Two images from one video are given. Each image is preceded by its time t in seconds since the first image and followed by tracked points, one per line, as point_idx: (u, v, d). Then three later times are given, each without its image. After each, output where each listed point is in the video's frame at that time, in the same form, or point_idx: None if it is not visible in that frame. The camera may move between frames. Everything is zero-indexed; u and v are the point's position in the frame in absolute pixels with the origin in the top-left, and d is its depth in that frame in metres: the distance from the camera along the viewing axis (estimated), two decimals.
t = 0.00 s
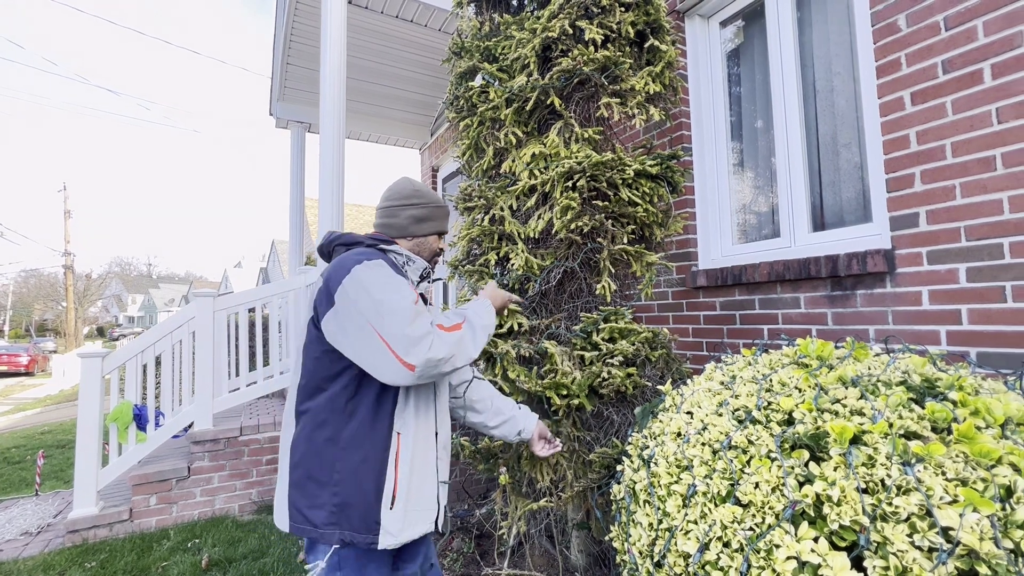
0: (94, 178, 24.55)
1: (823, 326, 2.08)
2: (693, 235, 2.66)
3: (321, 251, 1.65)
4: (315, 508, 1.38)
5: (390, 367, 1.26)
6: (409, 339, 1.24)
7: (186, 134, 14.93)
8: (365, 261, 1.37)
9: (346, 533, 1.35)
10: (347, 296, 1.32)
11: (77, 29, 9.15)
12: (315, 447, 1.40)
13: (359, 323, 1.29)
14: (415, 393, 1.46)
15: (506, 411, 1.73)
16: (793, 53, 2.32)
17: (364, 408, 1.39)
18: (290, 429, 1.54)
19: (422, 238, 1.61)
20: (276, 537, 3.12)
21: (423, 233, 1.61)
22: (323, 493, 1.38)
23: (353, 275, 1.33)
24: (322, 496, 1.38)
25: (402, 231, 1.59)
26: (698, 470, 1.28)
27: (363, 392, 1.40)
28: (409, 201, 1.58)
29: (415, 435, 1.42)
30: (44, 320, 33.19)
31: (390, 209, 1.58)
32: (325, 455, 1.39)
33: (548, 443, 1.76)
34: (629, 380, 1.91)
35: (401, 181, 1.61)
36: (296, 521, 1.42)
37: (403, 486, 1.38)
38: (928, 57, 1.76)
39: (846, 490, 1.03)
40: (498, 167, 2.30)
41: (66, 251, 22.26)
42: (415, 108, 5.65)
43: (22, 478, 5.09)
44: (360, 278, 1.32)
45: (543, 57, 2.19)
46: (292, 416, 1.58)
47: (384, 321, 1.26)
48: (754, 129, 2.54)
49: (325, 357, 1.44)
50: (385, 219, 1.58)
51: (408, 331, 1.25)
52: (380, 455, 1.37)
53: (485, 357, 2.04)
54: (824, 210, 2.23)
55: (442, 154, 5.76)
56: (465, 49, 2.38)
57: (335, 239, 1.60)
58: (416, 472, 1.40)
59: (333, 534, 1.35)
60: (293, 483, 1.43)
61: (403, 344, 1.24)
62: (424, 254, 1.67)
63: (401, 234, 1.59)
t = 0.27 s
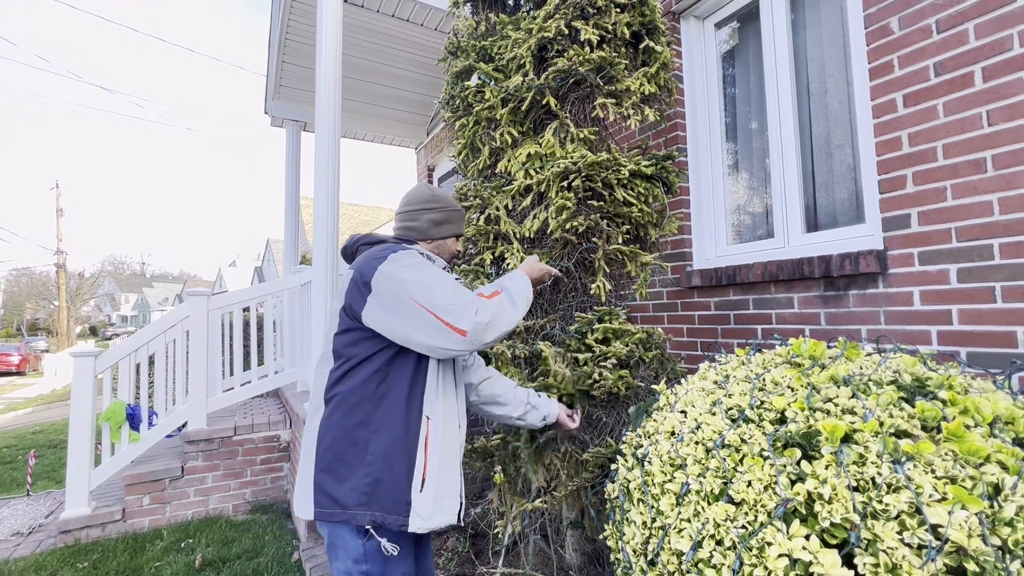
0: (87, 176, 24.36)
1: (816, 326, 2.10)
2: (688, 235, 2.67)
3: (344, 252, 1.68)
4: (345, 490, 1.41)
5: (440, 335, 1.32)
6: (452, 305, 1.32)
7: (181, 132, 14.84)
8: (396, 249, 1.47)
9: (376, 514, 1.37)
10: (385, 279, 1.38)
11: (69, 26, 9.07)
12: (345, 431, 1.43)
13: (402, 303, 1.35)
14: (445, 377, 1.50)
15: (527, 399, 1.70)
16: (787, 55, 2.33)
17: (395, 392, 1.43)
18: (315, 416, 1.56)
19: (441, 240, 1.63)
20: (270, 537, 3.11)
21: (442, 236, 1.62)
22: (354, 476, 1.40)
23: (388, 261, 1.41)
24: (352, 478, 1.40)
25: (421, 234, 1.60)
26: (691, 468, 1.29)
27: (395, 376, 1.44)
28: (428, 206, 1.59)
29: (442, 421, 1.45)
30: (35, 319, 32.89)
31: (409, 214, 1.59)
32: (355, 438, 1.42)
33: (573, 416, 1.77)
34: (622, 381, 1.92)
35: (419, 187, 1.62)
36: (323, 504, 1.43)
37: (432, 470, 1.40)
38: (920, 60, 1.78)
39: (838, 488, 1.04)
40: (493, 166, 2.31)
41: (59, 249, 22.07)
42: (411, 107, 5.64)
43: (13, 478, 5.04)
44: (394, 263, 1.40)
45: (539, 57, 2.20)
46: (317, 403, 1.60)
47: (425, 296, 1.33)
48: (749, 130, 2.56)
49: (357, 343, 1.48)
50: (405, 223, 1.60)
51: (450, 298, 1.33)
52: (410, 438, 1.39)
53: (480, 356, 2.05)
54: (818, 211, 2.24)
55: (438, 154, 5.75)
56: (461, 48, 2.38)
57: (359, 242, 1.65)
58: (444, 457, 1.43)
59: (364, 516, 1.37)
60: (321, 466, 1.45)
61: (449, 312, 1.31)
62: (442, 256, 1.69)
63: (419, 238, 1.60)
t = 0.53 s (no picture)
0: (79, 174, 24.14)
1: (808, 326, 2.12)
2: (682, 236, 2.69)
3: (352, 248, 1.67)
4: (374, 488, 1.39)
5: (476, 326, 1.34)
6: (484, 296, 1.34)
7: (174, 130, 14.73)
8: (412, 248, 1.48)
9: (408, 509, 1.36)
10: (411, 276, 1.38)
11: (61, 23, 8.99)
12: (373, 427, 1.41)
13: (430, 296, 1.36)
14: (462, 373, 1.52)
15: (510, 413, 1.66)
16: (780, 58, 2.35)
17: (422, 387, 1.44)
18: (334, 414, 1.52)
19: (448, 240, 1.63)
20: (264, 538, 3.10)
21: (449, 235, 1.62)
22: (384, 471, 1.39)
23: (410, 258, 1.42)
24: (383, 474, 1.39)
25: (428, 232, 1.60)
26: (684, 468, 1.30)
27: (421, 371, 1.45)
28: (437, 205, 1.59)
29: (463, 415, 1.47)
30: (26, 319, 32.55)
31: (418, 212, 1.59)
32: (383, 434, 1.41)
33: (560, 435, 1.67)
34: (620, 377, 1.94)
35: (427, 184, 1.62)
36: (352, 502, 1.40)
37: (456, 463, 1.42)
38: (911, 64, 1.80)
39: (827, 486, 1.06)
40: (489, 167, 2.31)
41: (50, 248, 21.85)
42: (406, 106, 5.63)
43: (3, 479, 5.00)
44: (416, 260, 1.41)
45: (534, 59, 2.21)
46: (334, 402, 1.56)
47: (456, 288, 1.35)
48: (743, 132, 2.57)
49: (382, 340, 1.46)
50: (414, 221, 1.60)
51: (480, 290, 1.35)
52: (437, 432, 1.41)
53: (475, 356, 2.05)
54: (810, 213, 2.26)
55: (434, 154, 5.74)
56: (457, 49, 2.39)
57: (369, 240, 1.64)
58: (467, 450, 1.46)
59: (396, 511, 1.36)
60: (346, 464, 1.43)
61: (481, 303, 1.33)
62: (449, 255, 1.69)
63: (427, 236, 1.61)
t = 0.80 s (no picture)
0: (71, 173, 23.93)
1: (801, 326, 2.13)
2: (676, 237, 2.70)
3: (361, 241, 1.55)
4: (429, 513, 1.26)
5: (516, 350, 1.26)
6: (528, 319, 1.27)
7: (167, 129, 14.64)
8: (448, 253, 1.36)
9: (467, 527, 1.30)
10: (454, 288, 1.28)
11: (53, 21, 8.91)
12: (424, 448, 1.28)
13: (472, 313, 1.26)
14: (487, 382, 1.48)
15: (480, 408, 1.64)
16: (774, 60, 2.37)
17: (466, 398, 1.36)
18: (359, 434, 1.33)
19: (459, 232, 1.56)
20: (257, 539, 3.09)
21: (460, 228, 1.55)
22: (439, 492, 1.28)
23: (451, 267, 1.31)
24: (437, 496, 1.28)
25: (440, 226, 1.52)
26: (677, 467, 1.31)
27: (463, 383, 1.37)
28: (447, 196, 1.49)
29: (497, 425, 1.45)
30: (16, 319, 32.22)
31: (428, 205, 1.49)
32: (433, 454, 1.29)
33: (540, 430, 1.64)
34: (613, 379, 1.94)
35: (432, 172, 1.50)
36: (403, 532, 1.25)
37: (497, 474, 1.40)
38: (901, 67, 1.82)
39: (818, 484, 1.06)
40: (484, 167, 2.32)
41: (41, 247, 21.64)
42: (402, 106, 5.62)
43: None
44: (455, 270, 1.31)
45: (529, 59, 2.21)
46: (353, 419, 1.37)
47: (500, 308, 1.26)
48: (737, 133, 2.59)
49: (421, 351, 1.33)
50: (424, 213, 1.51)
51: (524, 312, 1.27)
52: (483, 444, 1.36)
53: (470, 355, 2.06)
54: (803, 214, 2.28)
55: (429, 154, 5.74)
56: (452, 50, 2.39)
57: (383, 236, 1.51)
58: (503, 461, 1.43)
59: (457, 532, 1.28)
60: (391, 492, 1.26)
61: (524, 327, 1.26)
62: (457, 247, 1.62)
63: (440, 231, 1.53)
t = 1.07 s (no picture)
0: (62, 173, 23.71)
1: (793, 327, 2.15)
2: (670, 238, 2.71)
3: (375, 224, 1.35)
4: (487, 530, 1.20)
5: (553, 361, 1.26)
6: (568, 332, 1.28)
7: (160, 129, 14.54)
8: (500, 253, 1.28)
9: (517, 537, 1.28)
10: (512, 296, 1.21)
11: (44, 19, 8.83)
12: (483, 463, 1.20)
13: (526, 324, 1.21)
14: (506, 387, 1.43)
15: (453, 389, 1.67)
16: (766, 62, 2.39)
17: (506, 406, 1.31)
18: (404, 455, 1.18)
19: (471, 212, 1.48)
20: (250, 541, 3.07)
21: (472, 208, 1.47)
22: (496, 507, 1.23)
23: (507, 272, 1.23)
24: (495, 512, 1.23)
25: (454, 209, 1.42)
26: (669, 466, 1.31)
27: (504, 390, 1.31)
28: (461, 175, 1.40)
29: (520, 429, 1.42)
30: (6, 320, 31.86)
31: (441, 185, 1.38)
32: (488, 468, 1.22)
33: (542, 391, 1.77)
34: (605, 378, 1.97)
35: (443, 148, 1.39)
36: (466, 556, 1.16)
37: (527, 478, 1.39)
38: (891, 70, 1.84)
39: (808, 482, 1.07)
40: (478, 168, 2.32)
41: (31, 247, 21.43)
42: (397, 107, 5.61)
43: None
44: (510, 274, 1.23)
45: (523, 60, 2.22)
46: (391, 438, 1.20)
47: (550, 320, 1.24)
48: (730, 135, 2.61)
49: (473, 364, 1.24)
50: (436, 195, 1.39)
51: (564, 323, 1.27)
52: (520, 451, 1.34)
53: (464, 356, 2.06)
54: (795, 215, 2.30)
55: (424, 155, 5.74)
56: (446, 50, 2.39)
57: (406, 221, 1.33)
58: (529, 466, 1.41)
59: (512, 544, 1.25)
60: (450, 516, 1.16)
61: (568, 339, 1.26)
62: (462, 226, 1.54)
63: (455, 214, 1.44)
